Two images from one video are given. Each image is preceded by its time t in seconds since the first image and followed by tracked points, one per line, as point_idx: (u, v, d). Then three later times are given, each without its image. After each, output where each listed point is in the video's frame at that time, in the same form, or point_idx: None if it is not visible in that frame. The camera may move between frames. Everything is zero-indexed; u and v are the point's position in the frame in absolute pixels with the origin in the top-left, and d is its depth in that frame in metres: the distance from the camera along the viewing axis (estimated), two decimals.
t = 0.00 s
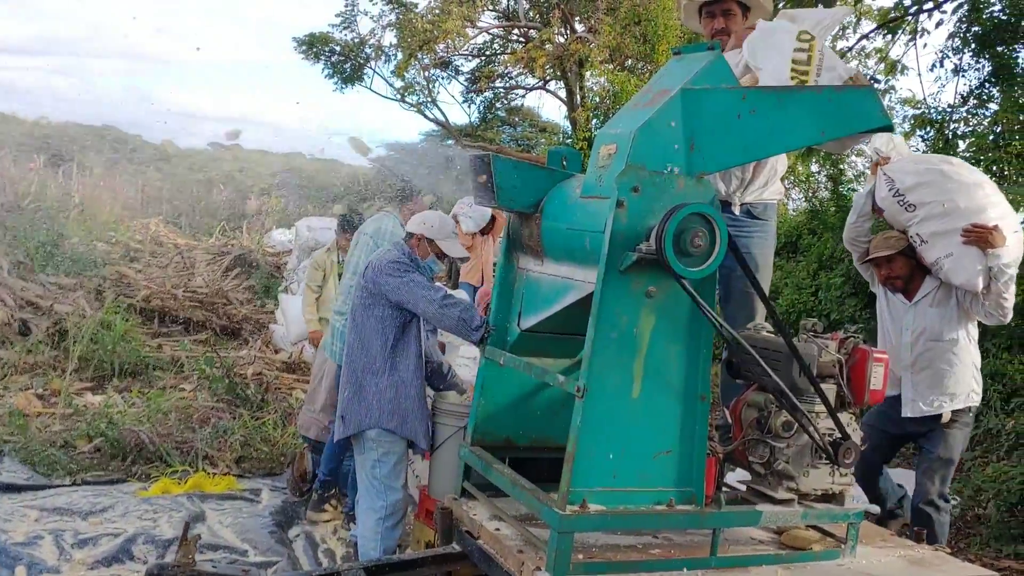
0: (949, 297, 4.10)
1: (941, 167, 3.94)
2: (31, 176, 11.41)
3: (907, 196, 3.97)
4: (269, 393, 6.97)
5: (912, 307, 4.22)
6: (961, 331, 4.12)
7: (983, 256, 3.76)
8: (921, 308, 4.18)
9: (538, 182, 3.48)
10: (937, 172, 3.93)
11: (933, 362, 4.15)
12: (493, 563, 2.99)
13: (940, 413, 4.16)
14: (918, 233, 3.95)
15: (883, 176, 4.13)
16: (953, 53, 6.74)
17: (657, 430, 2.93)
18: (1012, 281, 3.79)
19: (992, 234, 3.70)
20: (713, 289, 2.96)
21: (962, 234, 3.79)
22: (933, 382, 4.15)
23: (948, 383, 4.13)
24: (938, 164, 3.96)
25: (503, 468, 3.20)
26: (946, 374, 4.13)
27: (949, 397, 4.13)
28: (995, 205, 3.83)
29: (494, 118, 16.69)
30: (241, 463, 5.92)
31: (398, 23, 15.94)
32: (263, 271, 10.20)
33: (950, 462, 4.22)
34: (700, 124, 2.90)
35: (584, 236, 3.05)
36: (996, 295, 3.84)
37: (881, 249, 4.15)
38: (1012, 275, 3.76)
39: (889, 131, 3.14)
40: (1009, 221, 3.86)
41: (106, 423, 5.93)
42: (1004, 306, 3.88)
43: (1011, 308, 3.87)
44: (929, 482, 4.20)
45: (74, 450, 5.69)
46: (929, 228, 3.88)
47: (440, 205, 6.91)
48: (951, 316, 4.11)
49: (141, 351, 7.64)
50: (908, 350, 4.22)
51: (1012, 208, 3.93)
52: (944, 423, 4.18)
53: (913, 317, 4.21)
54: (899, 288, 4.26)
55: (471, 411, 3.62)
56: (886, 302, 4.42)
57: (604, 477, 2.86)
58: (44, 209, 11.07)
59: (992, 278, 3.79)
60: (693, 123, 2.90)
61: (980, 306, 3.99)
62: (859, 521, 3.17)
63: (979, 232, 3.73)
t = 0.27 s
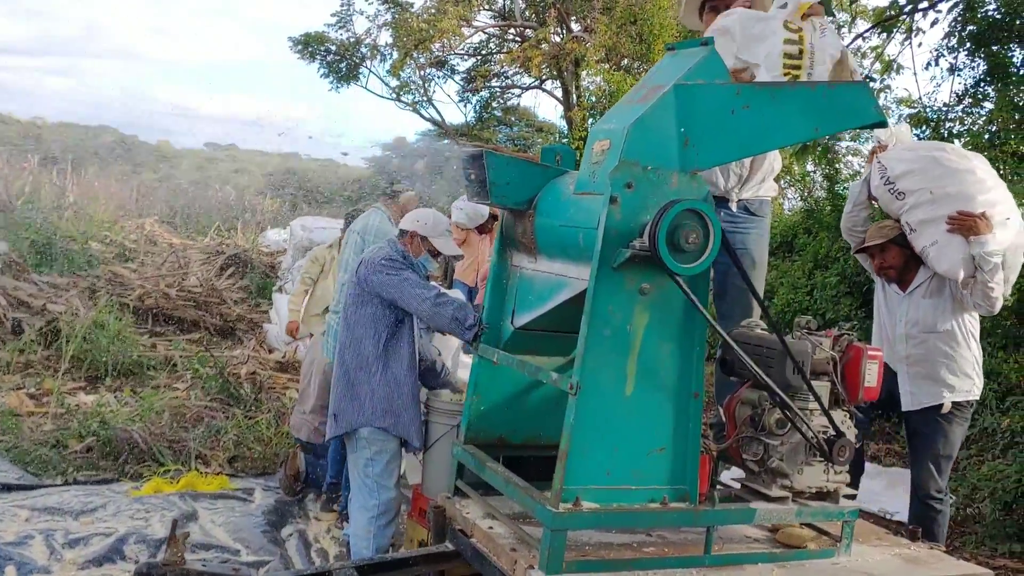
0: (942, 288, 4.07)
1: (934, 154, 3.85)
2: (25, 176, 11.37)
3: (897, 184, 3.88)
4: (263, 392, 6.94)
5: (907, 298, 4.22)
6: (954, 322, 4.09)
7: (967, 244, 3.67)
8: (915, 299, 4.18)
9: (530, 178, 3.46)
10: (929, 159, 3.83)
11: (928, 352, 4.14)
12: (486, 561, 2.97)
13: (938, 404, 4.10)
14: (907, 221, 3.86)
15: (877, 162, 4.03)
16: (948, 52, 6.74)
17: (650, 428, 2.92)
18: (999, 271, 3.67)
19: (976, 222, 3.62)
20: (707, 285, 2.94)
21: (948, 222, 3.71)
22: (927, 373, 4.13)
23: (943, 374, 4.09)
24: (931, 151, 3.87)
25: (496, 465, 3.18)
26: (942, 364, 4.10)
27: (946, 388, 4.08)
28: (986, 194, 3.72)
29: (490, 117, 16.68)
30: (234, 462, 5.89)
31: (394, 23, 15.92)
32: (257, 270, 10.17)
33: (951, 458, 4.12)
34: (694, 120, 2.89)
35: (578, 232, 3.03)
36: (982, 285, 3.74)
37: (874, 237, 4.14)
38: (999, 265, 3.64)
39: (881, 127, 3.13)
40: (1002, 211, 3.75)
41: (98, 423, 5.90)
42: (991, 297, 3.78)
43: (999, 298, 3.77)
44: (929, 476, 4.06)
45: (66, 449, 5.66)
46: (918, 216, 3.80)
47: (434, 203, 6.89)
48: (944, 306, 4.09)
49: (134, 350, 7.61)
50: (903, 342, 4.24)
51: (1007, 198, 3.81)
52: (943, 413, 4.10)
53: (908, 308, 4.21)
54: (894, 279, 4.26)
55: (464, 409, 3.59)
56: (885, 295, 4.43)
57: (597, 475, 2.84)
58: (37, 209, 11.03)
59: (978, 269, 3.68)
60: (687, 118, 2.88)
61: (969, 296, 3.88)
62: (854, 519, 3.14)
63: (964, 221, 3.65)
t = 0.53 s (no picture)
0: (925, 287, 4.00)
1: (916, 151, 3.86)
2: (19, 168, 11.33)
3: (879, 180, 3.90)
4: (258, 385, 6.93)
5: (889, 297, 4.14)
6: (938, 321, 4.01)
7: (944, 241, 3.66)
8: (897, 298, 4.11)
9: (526, 169, 3.45)
10: (912, 156, 3.84)
11: (911, 352, 4.05)
12: (482, 553, 2.97)
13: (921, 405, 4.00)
14: (888, 219, 3.87)
15: (862, 161, 4.06)
16: (944, 46, 6.74)
17: (646, 420, 2.91)
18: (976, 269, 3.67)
19: (952, 218, 3.62)
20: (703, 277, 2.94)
21: (926, 218, 3.71)
22: (909, 373, 4.04)
23: (926, 373, 4.00)
24: (914, 148, 3.88)
25: (492, 457, 3.18)
26: (925, 365, 4.01)
27: (929, 388, 3.99)
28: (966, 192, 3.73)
29: (486, 111, 16.68)
30: (228, 455, 5.88)
31: (390, 16, 15.88)
32: (252, 264, 10.15)
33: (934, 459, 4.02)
34: (691, 111, 2.88)
35: (574, 224, 3.02)
36: (958, 283, 3.73)
37: (857, 234, 4.11)
38: (976, 263, 3.63)
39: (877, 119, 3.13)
40: (982, 210, 3.75)
41: (92, 415, 5.88)
42: (969, 295, 3.76)
43: (976, 297, 3.75)
44: (912, 478, 3.97)
45: (60, 442, 5.64)
46: (897, 213, 3.80)
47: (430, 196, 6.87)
48: (926, 305, 4.01)
49: (128, 343, 7.58)
50: (885, 342, 4.14)
51: (988, 197, 3.81)
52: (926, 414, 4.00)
53: (891, 307, 4.13)
54: (877, 277, 4.19)
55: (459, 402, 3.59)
56: (868, 293, 4.34)
57: (592, 467, 2.83)
58: (31, 202, 10.99)
59: (955, 266, 3.68)
60: (683, 109, 2.88)
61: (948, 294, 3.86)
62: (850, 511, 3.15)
63: (941, 217, 3.65)
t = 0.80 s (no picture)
0: (895, 279, 4.01)
1: (888, 140, 3.78)
2: (15, 159, 11.28)
3: (849, 170, 3.82)
4: (255, 376, 6.91)
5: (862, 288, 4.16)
6: (909, 311, 4.03)
7: (905, 231, 3.63)
8: (869, 289, 4.13)
9: (524, 161, 3.43)
10: (882, 145, 3.77)
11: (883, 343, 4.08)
12: (478, 546, 2.95)
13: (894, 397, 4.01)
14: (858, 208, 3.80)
15: (834, 149, 3.97)
16: (943, 38, 6.70)
17: (643, 412, 2.90)
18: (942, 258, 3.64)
19: (919, 209, 3.57)
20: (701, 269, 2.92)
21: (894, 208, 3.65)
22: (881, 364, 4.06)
23: (899, 364, 4.02)
24: (885, 137, 3.80)
25: (488, 449, 3.17)
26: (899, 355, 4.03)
27: (903, 380, 4.01)
28: (934, 182, 3.67)
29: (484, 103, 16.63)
30: (225, 447, 5.87)
31: (388, 7, 15.81)
32: (249, 255, 10.12)
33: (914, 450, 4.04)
34: (689, 102, 2.86)
35: (572, 215, 3.00)
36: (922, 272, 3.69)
37: (830, 223, 4.05)
38: (937, 252, 3.59)
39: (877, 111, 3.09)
40: (951, 200, 3.69)
41: (88, 407, 5.87)
42: (934, 285, 3.72)
43: (941, 284, 3.71)
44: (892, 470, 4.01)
45: (55, 433, 5.62)
46: (867, 203, 3.73)
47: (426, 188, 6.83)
48: (896, 296, 4.03)
49: (125, 335, 7.56)
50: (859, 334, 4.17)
51: (960, 186, 3.74)
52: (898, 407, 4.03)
53: (863, 299, 4.15)
54: (850, 267, 4.19)
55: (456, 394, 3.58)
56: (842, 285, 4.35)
57: (589, 459, 2.82)
58: (27, 193, 10.95)
59: (918, 256, 3.64)
60: (681, 99, 2.85)
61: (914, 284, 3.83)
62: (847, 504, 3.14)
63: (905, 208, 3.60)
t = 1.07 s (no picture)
0: (864, 218, 3.91)
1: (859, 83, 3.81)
2: (12, 156, 11.26)
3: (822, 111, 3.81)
4: (252, 373, 6.90)
5: (832, 230, 4.08)
6: (878, 251, 3.93)
7: (876, 169, 3.57)
8: (840, 230, 4.04)
9: (520, 158, 3.42)
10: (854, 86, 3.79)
11: (855, 286, 4.03)
12: (474, 543, 2.95)
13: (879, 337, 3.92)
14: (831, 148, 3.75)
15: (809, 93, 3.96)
16: (941, 35, 6.71)
17: (639, 409, 2.89)
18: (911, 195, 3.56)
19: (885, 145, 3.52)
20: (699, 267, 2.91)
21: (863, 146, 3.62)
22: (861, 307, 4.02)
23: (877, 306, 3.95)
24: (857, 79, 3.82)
25: (485, 447, 3.16)
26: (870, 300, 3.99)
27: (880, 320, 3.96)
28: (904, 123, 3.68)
29: (483, 100, 16.65)
30: (221, 444, 5.86)
31: (387, 3, 15.80)
32: (247, 252, 10.11)
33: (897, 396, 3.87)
34: (686, 99, 2.85)
35: (568, 212, 2.99)
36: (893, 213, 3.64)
37: (801, 164, 3.96)
38: (909, 191, 3.54)
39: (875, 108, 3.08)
40: (921, 140, 3.69)
41: (84, 404, 5.85)
42: (905, 226, 3.66)
43: (912, 226, 3.65)
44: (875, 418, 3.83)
45: (51, 431, 5.62)
46: (840, 141, 3.69)
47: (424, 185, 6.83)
48: (864, 237, 3.93)
49: (122, 332, 7.55)
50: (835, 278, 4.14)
51: (931, 128, 3.74)
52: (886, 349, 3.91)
53: (835, 241, 4.07)
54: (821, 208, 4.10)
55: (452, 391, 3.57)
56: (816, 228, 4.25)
57: (585, 456, 2.81)
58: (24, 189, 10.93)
59: (889, 195, 3.58)
60: (679, 97, 2.84)
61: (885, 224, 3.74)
62: (843, 502, 3.14)
63: (872, 145, 3.56)
